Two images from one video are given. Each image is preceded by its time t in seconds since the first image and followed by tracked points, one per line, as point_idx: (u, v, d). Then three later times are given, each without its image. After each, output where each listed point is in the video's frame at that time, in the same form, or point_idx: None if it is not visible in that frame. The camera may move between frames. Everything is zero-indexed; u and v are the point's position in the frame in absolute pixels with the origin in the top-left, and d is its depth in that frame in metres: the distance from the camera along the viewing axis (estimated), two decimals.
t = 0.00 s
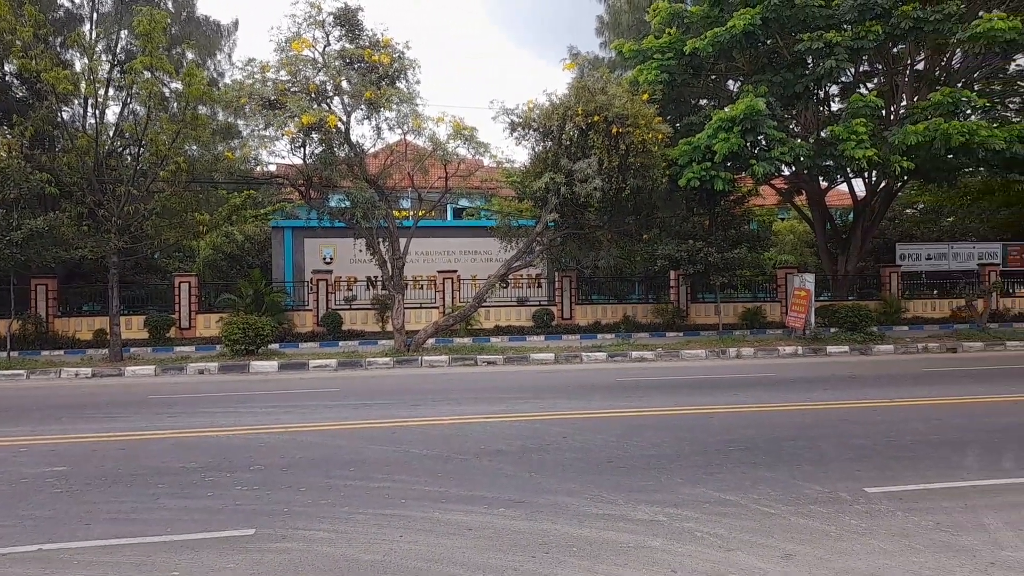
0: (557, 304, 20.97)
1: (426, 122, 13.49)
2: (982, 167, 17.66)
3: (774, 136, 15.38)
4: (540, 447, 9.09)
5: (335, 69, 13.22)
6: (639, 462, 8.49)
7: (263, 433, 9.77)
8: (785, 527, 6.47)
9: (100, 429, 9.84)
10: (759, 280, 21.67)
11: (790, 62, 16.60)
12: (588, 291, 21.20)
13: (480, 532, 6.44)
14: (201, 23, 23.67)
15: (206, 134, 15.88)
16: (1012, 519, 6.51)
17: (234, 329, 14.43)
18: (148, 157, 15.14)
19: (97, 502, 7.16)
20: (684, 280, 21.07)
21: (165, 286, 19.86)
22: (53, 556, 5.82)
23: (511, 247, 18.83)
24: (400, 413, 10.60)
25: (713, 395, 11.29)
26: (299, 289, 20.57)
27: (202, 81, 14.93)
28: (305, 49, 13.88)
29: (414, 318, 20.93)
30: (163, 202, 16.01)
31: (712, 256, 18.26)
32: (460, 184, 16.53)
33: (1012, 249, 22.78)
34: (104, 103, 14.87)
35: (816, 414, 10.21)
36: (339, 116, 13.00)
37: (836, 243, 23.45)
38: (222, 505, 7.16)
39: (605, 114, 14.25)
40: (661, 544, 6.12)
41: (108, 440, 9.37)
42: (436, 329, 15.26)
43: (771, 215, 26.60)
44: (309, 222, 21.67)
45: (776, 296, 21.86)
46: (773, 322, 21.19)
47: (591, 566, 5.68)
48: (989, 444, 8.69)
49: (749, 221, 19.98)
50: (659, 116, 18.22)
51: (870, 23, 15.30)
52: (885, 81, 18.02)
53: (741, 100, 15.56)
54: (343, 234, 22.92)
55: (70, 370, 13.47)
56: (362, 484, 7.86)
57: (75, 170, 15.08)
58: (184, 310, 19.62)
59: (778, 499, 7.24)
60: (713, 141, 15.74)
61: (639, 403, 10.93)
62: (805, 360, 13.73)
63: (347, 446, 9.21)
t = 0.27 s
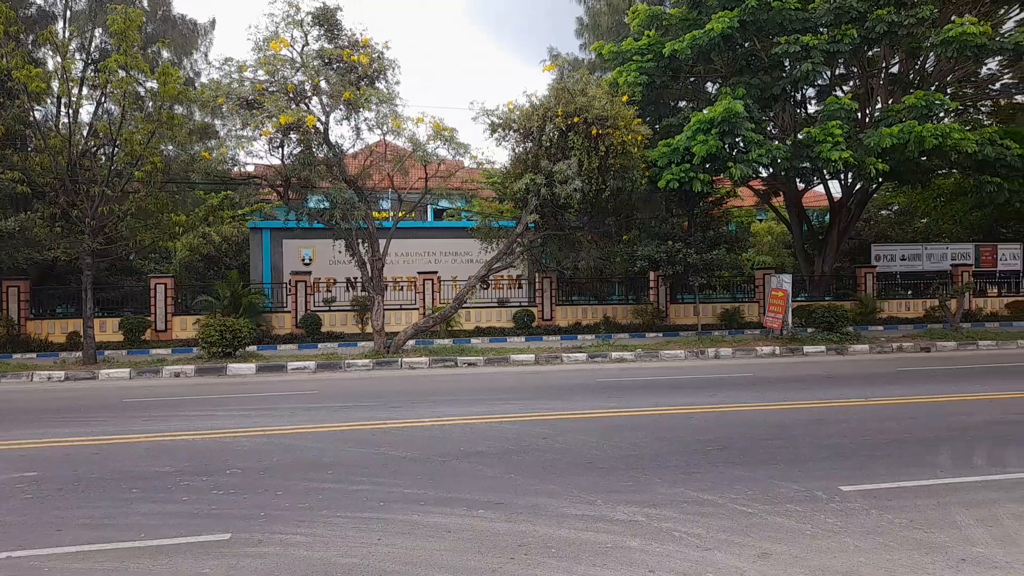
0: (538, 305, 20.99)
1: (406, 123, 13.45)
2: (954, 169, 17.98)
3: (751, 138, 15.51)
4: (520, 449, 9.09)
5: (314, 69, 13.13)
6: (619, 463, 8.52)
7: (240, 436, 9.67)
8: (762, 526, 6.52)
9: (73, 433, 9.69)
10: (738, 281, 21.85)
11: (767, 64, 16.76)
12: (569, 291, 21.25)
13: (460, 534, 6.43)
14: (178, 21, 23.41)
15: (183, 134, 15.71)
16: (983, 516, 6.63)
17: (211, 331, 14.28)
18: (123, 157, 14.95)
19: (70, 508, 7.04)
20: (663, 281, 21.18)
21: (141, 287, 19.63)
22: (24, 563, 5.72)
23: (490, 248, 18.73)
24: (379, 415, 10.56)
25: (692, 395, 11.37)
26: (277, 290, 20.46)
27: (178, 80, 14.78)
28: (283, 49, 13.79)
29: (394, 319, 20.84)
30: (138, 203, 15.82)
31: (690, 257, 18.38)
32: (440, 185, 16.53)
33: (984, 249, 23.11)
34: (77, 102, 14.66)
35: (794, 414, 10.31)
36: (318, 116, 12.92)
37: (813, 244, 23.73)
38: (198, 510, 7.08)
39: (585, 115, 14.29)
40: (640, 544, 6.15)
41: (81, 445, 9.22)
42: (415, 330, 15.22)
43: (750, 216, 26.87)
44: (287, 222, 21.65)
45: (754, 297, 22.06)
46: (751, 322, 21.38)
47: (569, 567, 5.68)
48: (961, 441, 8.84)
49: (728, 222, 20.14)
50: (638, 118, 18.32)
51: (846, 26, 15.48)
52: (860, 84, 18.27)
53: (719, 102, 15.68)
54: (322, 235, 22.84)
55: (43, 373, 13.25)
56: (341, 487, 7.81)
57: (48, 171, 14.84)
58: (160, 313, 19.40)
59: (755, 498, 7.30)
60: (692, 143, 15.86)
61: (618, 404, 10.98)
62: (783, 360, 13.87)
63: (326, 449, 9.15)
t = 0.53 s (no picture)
0: (509, 308, 21.00)
1: (377, 124, 13.39)
2: (917, 177, 18.39)
3: (721, 144, 15.70)
4: (490, 451, 9.07)
5: (284, 68, 13.00)
6: (589, 465, 8.55)
7: (205, 440, 9.52)
8: (729, 527, 6.59)
9: (32, 437, 9.44)
10: (708, 285, 22.09)
11: (737, 72, 17.01)
12: (541, 294, 21.29)
13: (428, 538, 6.39)
14: (144, 17, 23.03)
15: (149, 132, 15.47)
16: (942, 515, 6.77)
17: (177, 332, 14.05)
18: (86, 155, 14.65)
19: (26, 514, 6.85)
20: (634, 284, 21.33)
21: (104, 288, 19.22)
22: None
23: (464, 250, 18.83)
24: (348, 418, 10.47)
25: (662, 398, 11.46)
26: (245, 291, 20.21)
27: (144, 77, 14.56)
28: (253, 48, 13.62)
29: (364, 321, 20.67)
30: (102, 201, 15.54)
31: (660, 261, 18.55)
32: (412, 187, 16.47)
33: (946, 255, 23.42)
34: (39, 98, 14.33)
35: (761, 416, 10.45)
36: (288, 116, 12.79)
37: (781, 249, 24.10)
38: (161, 515, 6.94)
39: (557, 119, 14.36)
40: (608, 546, 6.17)
41: (40, 449, 8.99)
42: (386, 333, 15.14)
43: (719, 221, 27.22)
44: (254, 222, 21.45)
45: (724, 300, 22.33)
46: (719, 326, 21.64)
47: (538, 569, 5.68)
48: (922, 443, 9.03)
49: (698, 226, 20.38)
50: (610, 122, 18.46)
51: (813, 35, 15.76)
52: (827, 92, 18.62)
53: (690, 108, 15.86)
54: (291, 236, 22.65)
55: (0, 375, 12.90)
56: (308, 490, 7.72)
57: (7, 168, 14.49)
58: (124, 314, 19.02)
59: (723, 499, 7.38)
60: (663, 148, 16.02)
61: (588, 406, 11.02)
62: (751, 363, 14.05)
63: (294, 452, 9.04)
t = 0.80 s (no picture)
0: (491, 308, 20.99)
1: (359, 124, 13.36)
2: (893, 178, 18.64)
3: (701, 146, 15.82)
4: (471, 452, 9.06)
5: (264, 68, 12.92)
6: (570, 465, 8.57)
7: (183, 443, 9.42)
8: (708, 526, 6.63)
9: (5, 441, 9.28)
10: (689, 285, 22.23)
11: (716, 74, 17.16)
12: (523, 295, 21.30)
13: (409, 539, 6.37)
14: (121, 15, 22.76)
15: (125, 132, 15.32)
16: (918, 513, 6.85)
17: (154, 334, 13.90)
18: (61, 154, 14.46)
19: None
20: (615, 284, 21.38)
21: (80, 289, 18.96)
22: None
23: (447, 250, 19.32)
24: (328, 419, 10.40)
25: (643, 398, 11.52)
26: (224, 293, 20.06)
27: (121, 76, 14.43)
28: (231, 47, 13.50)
29: (344, 322, 20.51)
30: (78, 201, 15.35)
31: (641, 261, 18.64)
32: (393, 187, 16.42)
33: (921, 256, 23.77)
34: (13, 97, 14.13)
35: (740, 415, 10.54)
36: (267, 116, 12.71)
37: (761, 250, 24.31)
38: (138, 519, 6.85)
39: (538, 120, 14.39)
40: (589, 546, 6.18)
41: (13, 453, 8.84)
42: (367, 334, 15.09)
43: (700, 222, 27.43)
44: (233, 223, 21.31)
45: (704, 301, 22.48)
46: (700, 326, 21.79)
47: (518, 570, 5.68)
48: (898, 441, 9.14)
49: (679, 228, 20.53)
50: (591, 124, 18.55)
51: (792, 38, 15.94)
52: (806, 95, 18.84)
53: (670, 110, 15.96)
54: (270, 237, 22.48)
55: None
56: (287, 493, 7.66)
57: None
58: (100, 315, 18.79)
59: (702, 498, 7.42)
60: (644, 150, 16.12)
61: (569, 407, 11.05)
62: (731, 363, 14.17)
63: (274, 454, 8.98)
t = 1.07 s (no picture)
0: (471, 311, 20.97)
1: (337, 126, 13.32)
2: (867, 183, 18.91)
3: (679, 150, 15.95)
4: (450, 456, 9.04)
5: (241, 68, 12.81)
6: (548, 469, 8.57)
7: (157, 448, 9.29)
8: (684, 529, 6.66)
9: None
10: (667, 288, 22.37)
11: (694, 79, 17.33)
12: (503, 298, 21.30)
13: (385, 545, 6.33)
14: (95, 14, 22.46)
15: (99, 132, 15.11)
16: (890, 514, 6.94)
17: (128, 338, 13.70)
18: (32, 155, 14.21)
19: None
20: (594, 288, 21.42)
21: (51, 291, 18.65)
22: None
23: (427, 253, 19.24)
24: (305, 424, 10.32)
25: (621, 401, 11.58)
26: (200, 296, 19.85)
27: (94, 76, 14.24)
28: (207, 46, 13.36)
29: (322, 326, 20.42)
30: (50, 202, 15.13)
31: (620, 265, 18.74)
32: (372, 189, 16.35)
33: (895, 261, 24.71)
34: None
35: (717, 418, 10.63)
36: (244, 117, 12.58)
37: (738, 254, 24.52)
38: (109, 526, 6.74)
39: (518, 123, 14.41)
40: (566, 550, 6.19)
41: None
42: (345, 337, 15.01)
43: (678, 225, 27.68)
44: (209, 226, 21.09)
45: (682, 304, 22.62)
46: (678, 329, 21.95)
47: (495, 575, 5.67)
48: (872, 443, 9.25)
49: (657, 231, 20.69)
50: (571, 127, 18.63)
51: (768, 44, 16.14)
52: (782, 101, 19.09)
53: (648, 114, 16.07)
54: (247, 239, 22.27)
55: None
56: (262, 499, 7.57)
57: None
58: (71, 318, 18.48)
59: (679, 501, 7.46)
60: (622, 154, 16.22)
61: (548, 410, 11.06)
62: (709, 366, 14.30)
63: (249, 460, 8.88)
